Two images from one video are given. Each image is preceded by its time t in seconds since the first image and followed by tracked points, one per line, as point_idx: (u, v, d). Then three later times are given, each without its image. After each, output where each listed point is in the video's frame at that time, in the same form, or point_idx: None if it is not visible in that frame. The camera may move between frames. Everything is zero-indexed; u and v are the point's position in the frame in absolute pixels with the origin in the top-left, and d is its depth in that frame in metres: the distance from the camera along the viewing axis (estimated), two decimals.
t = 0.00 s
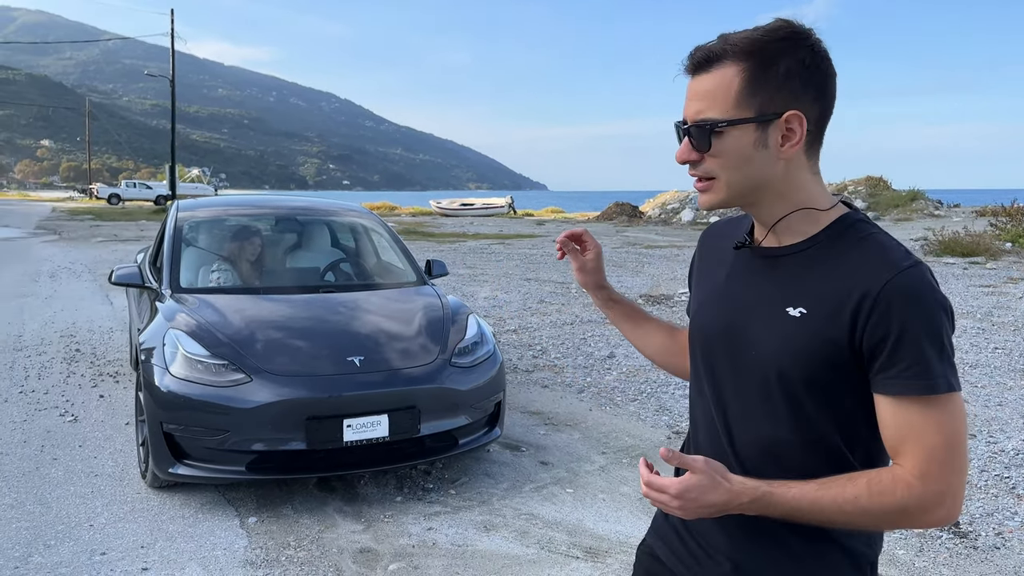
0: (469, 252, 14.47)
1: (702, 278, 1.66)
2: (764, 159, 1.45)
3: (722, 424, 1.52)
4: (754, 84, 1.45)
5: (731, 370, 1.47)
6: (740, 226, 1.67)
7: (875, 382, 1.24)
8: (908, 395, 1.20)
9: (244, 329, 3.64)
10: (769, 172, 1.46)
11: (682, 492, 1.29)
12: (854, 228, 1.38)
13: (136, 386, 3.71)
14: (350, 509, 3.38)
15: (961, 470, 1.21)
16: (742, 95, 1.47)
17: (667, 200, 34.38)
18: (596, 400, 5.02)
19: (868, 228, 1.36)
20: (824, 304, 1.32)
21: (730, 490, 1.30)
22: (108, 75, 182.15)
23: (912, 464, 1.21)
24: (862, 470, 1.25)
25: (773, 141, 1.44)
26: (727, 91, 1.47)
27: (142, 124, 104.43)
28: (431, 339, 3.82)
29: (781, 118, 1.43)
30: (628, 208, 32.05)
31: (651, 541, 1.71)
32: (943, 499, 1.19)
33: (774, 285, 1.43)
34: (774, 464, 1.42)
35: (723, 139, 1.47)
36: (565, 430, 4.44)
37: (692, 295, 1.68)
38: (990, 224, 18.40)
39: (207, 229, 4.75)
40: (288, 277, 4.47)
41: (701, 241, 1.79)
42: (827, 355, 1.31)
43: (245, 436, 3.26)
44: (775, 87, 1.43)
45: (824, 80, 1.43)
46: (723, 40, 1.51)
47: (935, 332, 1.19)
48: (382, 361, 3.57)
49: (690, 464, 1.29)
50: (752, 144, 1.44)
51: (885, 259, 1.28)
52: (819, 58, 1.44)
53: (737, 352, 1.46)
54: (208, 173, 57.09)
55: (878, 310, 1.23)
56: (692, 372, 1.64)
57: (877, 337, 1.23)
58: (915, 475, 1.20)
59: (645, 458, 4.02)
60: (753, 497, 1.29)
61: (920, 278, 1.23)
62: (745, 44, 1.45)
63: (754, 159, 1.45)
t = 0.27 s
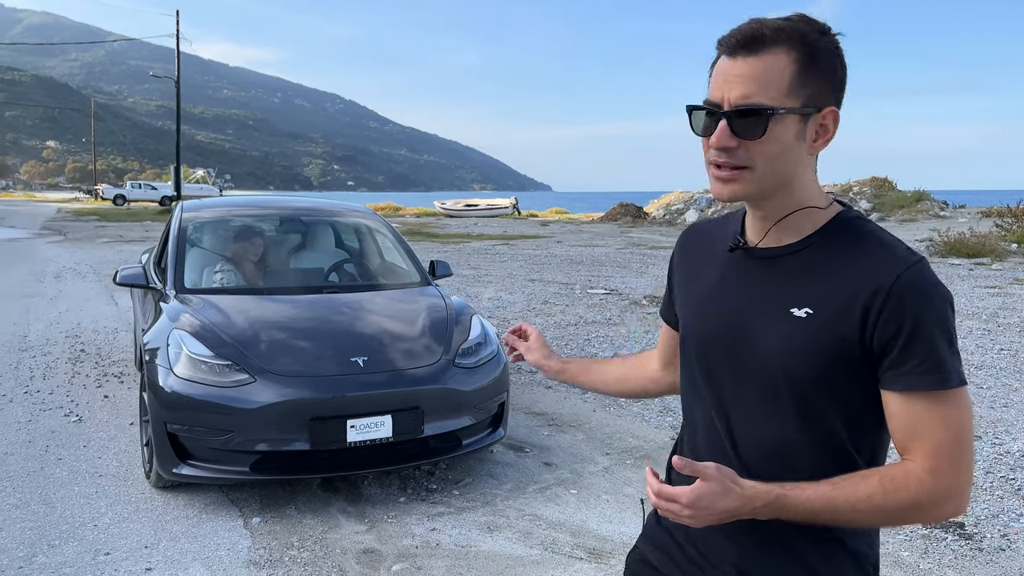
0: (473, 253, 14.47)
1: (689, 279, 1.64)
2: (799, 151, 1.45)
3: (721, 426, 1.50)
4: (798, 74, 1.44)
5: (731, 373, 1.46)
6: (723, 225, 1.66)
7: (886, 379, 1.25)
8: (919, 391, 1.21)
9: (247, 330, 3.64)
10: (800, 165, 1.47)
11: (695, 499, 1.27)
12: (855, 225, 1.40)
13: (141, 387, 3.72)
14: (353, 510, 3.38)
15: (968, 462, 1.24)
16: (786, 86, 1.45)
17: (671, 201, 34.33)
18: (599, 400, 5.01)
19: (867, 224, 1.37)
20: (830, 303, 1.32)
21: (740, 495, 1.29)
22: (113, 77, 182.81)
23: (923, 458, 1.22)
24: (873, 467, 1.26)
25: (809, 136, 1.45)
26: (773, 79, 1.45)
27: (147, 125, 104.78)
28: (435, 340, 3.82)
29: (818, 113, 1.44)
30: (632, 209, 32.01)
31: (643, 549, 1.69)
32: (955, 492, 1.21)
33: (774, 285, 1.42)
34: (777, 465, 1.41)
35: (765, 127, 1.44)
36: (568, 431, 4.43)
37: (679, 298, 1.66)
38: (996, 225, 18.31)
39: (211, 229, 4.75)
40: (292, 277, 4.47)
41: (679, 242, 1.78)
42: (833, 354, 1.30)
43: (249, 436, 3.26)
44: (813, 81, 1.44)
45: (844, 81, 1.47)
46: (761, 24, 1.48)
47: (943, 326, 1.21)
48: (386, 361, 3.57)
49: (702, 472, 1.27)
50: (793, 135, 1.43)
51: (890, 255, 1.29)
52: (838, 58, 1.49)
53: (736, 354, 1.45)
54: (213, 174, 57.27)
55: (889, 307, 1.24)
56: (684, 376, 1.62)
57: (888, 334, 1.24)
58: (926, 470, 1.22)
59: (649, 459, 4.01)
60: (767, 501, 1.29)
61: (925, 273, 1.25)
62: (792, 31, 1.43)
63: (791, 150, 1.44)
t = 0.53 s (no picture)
0: (478, 255, 14.46)
1: (667, 284, 1.61)
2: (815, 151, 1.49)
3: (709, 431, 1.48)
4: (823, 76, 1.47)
5: (722, 377, 1.45)
6: (693, 229, 1.65)
7: (886, 373, 1.29)
8: (921, 383, 1.25)
9: (254, 331, 3.65)
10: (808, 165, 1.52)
11: (711, 511, 1.25)
12: (845, 224, 1.43)
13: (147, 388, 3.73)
14: (359, 511, 3.38)
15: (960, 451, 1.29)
16: (812, 85, 1.47)
17: (676, 203, 34.27)
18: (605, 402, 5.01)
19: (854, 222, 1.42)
20: (830, 302, 1.33)
21: (754, 502, 1.27)
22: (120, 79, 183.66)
23: (924, 449, 1.26)
24: (877, 462, 1.28)
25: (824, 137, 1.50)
26: (803, 78, 1.46)
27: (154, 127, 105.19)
28: (441, 341, 3.82)
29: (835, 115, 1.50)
30: (638, 211, 31.96)
31: (627, 561, 1.66)
32: (955, 481, 1.25)
33: (767, 286, 1.42)
34: (771, 466, 1.41)
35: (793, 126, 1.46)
36: (573, 433, 4.43)
37: (657, 303, 1.63)
38: (1003, 227, 18.20)
39: (217, 231, 4.77)
40: (298, 279, 4.48)
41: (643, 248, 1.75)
42: (831, 353, 1.32)
43: (255, 437, 3.27)
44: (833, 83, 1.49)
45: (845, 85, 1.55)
46: (793, 18, 1.48)
47: (936, 319, 1.27)
48: (391, 363, 3.57)
49: (716, 482, 1.26)
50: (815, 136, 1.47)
51: (885, 253, 1.33)
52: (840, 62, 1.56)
53: (729, 358, 1.44)
54: (219, 176, 57.44)
55: (891, 303, 1.27)
56: (664, 382, 1.59)
57: (888, 330, 1.27)
58: (929, 461, 1.25)
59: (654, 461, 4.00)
60: (780, 506, 1.28)
61: (918, 270, 1.30)
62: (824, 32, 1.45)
63: (812, 150, 1.48)
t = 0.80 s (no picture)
0: (485, 258, 14.48)
1: (643, 285, 1.58)
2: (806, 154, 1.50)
3: (690, 434, 1.46)
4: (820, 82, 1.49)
5: (706, 378, 1.43)
6: (663, 229, 1.63)
7: (870, 372, 1.31)
8: (902, 380, 1.29)
9: (262, 334, 3.67)
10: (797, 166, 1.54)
11: (711, 519, 1.23)
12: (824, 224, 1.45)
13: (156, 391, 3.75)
14: (366, 514, 3.39)
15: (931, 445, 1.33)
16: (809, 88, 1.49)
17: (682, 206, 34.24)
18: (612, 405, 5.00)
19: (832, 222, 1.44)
20: (816, 302, 1.35)
21: (747, 507, 1.26)
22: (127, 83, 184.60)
23: (903, 445, 1.29)
24: (858, 459, 1.30)
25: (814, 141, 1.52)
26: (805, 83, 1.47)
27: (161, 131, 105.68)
28: (448, 344, 3.83)
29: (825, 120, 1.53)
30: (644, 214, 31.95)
31: (600, 568, 1.63)
32: (930, 474, 1.29)
33: (752, 286, 1.42)
34: (753, 467, 1.40)
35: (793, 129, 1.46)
36: (581, 436, 4.42)
37: (630, 305, 1.60)
38: (1012, 229, 18.12)
39: (226, 234, 4.79)
40: (306, 282, 4.50)
41: (608, 248, 1.72)
42: (817, 351, 1.33)
43: (264, 440, 3.28)
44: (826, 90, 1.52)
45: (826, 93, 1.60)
46: (794, 19, 1.48)
47: (914, 316, 1.31)
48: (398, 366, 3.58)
49: (715, 490, 1.25)
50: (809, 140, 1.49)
51: (865, 254, 1.36)
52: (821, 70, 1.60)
53: (713, 358, 1.43)
54: (226, 179, 57.66)
55: (876, 303, 1.31)
56: (639, 385, 1.57)
57: (873, 328, 1.31)
58: (910, 455, 1.28)
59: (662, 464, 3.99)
60: (773, 510, 1.28)
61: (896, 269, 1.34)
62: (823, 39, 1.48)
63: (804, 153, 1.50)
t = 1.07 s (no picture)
0: (492, 261, 14.49)
1: (620, 286, 1.58)
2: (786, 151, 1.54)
3: (670, 435, 1.47)
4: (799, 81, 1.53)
5: (687, 377, 1.44)
6: (638, 232, 1.63)
7: (848, 370, 1.36)
8: (878, 378, 1.34)
9: (272, 338, 3.68)
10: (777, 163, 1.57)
11: (699, 519, 1.24)
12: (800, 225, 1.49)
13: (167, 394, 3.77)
14: (376, 517, 3.40)
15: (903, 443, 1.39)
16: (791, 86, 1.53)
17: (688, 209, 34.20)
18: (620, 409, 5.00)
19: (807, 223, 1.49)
20: (798, 300, 1.38)
21: (733, 507, 1.28)
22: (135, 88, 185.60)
23: (879, 443, 1.34)
24: (837, 458, 1.34)
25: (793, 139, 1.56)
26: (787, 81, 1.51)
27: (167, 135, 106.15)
28: (457, 348, 3.84)
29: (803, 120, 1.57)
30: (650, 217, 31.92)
31: None
32: (904, 470, 1.34)
33: (734, 286, 1.44)
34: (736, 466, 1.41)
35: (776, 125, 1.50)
36: (589, 440, 4.42)
37: (607, 306, 1.60)
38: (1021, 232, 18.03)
39: (235, 239, 4.81)
40: (315, 286, 4.52)
41: (580, 251, 1.72)
42: (798, 348, 1.36)
43: (274, 443, 3.29)
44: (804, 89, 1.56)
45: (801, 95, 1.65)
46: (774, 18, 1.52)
47: (889, 314, 1.37)
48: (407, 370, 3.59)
49: (703, 490, 1.25)
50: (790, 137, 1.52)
51: (842, 254, 1.41)
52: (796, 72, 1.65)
53: (696, 358, 1.43)
54: (232, 183, 57.87)
55: (855, 300, 1.35)
56: (616, 388, 1.56)
57: (852, 325, 1.35)
58: (885, 453, 1.33)
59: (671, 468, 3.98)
60: (758, 509, 1.30)
61: (870, 269, 1.39)
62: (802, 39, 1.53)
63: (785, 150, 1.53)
